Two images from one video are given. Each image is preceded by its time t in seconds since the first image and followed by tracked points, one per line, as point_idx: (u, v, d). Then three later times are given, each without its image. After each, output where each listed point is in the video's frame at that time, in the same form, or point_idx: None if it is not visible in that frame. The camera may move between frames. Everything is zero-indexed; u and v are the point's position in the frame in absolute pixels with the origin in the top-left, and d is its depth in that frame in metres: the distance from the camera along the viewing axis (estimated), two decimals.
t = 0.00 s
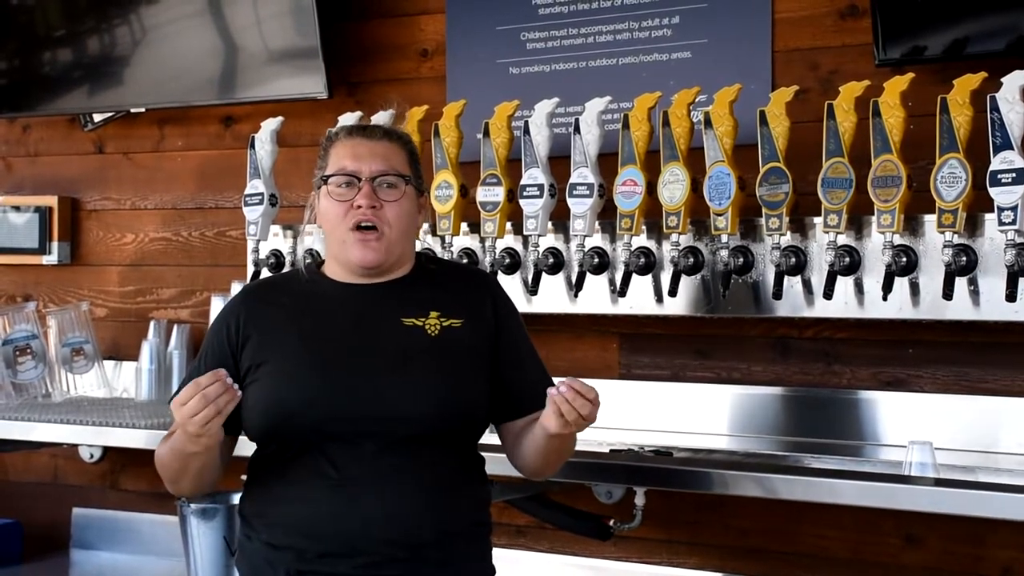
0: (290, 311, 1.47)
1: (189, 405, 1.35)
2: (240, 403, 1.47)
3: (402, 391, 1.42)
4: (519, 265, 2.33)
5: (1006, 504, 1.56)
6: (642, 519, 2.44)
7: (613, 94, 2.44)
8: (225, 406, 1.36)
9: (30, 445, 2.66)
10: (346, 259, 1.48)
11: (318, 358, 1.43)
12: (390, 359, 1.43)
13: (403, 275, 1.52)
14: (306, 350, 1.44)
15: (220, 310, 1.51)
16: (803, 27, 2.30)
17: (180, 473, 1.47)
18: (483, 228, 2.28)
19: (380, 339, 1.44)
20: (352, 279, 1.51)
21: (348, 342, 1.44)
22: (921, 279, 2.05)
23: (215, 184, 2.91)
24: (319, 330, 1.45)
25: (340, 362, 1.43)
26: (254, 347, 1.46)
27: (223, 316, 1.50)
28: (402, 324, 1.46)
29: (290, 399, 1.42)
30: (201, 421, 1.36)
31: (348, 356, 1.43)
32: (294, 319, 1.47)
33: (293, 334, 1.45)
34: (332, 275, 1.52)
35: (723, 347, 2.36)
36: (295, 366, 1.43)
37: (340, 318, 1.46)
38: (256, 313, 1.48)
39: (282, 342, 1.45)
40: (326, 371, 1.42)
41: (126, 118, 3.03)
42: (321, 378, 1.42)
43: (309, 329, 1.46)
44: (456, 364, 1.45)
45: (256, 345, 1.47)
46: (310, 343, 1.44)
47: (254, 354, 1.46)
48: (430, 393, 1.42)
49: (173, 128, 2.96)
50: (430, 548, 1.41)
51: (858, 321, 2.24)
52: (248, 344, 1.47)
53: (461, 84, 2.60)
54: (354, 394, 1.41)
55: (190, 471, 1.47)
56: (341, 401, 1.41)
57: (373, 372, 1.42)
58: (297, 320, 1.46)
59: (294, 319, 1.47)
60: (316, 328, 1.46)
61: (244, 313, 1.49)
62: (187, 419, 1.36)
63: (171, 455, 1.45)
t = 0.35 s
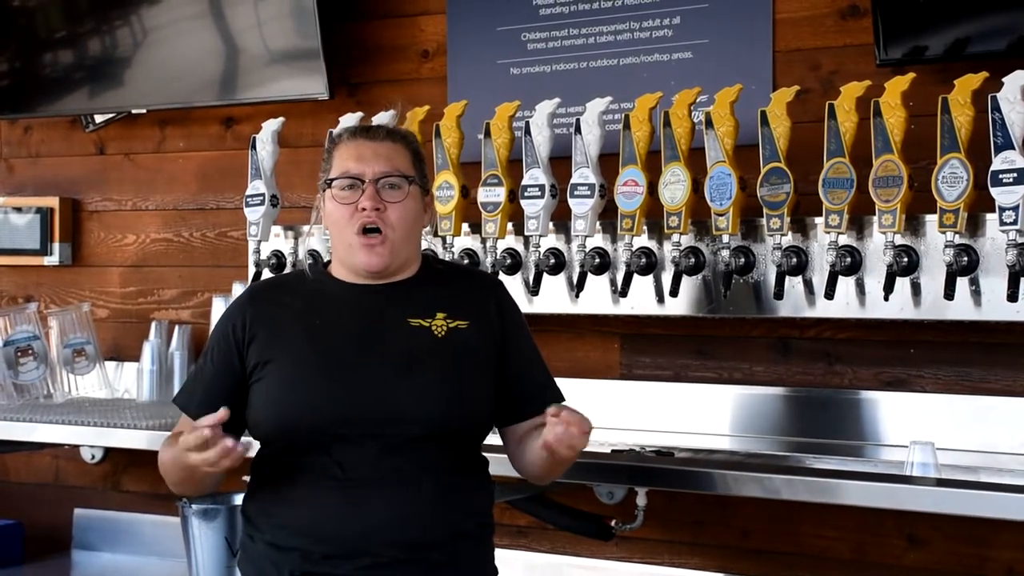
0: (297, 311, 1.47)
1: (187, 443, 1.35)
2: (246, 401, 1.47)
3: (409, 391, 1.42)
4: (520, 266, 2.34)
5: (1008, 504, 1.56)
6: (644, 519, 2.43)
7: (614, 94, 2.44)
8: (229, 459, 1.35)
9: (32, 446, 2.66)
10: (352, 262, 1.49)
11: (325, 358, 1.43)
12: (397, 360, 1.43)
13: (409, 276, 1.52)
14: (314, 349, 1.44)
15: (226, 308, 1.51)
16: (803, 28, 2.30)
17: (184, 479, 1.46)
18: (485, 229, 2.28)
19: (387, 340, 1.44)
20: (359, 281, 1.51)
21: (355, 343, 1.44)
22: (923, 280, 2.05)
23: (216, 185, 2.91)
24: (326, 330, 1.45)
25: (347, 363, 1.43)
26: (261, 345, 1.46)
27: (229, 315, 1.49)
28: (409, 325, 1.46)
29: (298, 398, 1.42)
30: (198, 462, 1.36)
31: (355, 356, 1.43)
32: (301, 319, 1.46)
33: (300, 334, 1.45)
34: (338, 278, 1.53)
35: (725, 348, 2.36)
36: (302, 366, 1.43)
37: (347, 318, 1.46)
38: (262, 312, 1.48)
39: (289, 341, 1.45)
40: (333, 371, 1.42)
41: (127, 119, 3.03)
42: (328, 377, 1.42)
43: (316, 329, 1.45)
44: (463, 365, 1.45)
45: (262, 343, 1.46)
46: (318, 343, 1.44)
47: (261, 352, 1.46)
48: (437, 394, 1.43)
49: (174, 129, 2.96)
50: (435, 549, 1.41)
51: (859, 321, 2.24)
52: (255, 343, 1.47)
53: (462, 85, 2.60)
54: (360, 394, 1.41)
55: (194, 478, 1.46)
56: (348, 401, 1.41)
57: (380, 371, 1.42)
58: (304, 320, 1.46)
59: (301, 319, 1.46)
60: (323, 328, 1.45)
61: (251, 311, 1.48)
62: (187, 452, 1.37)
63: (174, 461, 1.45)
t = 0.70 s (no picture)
0: (307, 312, 1.47)
1: (262, 427, 1.32)
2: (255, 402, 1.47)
3: (417, 393, 1.41)
4: (522, 267, 2.36)
5: (1008, 505, 1.56)
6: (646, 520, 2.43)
7: (615, 95, 2.44)
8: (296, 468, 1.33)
9: (33, 448, 2.65)
10: (353, 272, 1.49)
11: (334, 359, 1.43)
12: (406, 361, 1.43)
13: (411, 278, 1.51)
14: (323, 350, 1.44)
15: (238, 308, 1.51)
16: (805, 29, 2.30)
17: (197, 485, 1.46)
18: (486, 230, 2.28)
19: (396, 342, 1.44)
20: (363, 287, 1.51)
21: (364, 344, 1.44)
22: (924, 281, 2.05)
23: (217, 186, 2.91)
24: (335, 330, 1.45)
25: (356, 364, 1.42)
26: (271, 345, 1.46)
27: (241, 314, 1.50)
28: (418, 328, 1.45)
29: (306, 398, 1.42)
30: (255, 452, 1.33)
31: (364, 358, 1.43)
32: (311, 319, 1.47)
33: (310, 334, 1.45)
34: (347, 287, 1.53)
35: (726, 349, 2.36)
36: (311, 366, 1.43)
37: (357, 319, 1.46)
38: (273, 312, 1.48)
39: (299, 342, 1.45)
40: (342, 372, 1.42)
41: (128, 120, 3.03)
42: (336, 378, 1.42)
43: (326, 329, 1.46)
44: (471, 369, 1.45)
45: (272, 344, 1.46)
46: (326, 343, 1.44)
47: (271, 352, 1.46)
48: (445, 397, 1.42)
49: (175, 130, 2.96)
50: (438, 552, 1.41)
51: (860, 322, 2.24)
52: (265, 344, 1.47)
53: (463, 86, 2.60)
54: (369, 395, 1.41)
55: (207, 485, 1.46)
56: (356, 403, 1.40)
57: (389, 373, 1.42)
58: (315, 320, 1.46)
59: (311, 319, 1.46)
60: (333, 329, 1.45)
61: (261, 311, 1.48)
62: (249, 437, 1.33)
63: (188, 465, 1.45)
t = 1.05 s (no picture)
0: (310, 311, 1.47)
1: (262, 429, 1.32)
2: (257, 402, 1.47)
3: (419, 394, 1.41)
4: (523, 267, 2.36)
5: (1008, 505, 1.56)
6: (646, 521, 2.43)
7: (616, 95, 2.44)
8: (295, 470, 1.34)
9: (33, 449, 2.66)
10: (358, 271, 1.49)
11: (337, 359, 1.43)
12: (408, 362, 1.43)
13: (415, 280, 1.51)
14: (325, 349, 1.43)
15: (241, 306, 1.51)
16: (805, 29, 2.30)
17: (197, 484, 1.46)
18: (486, 230, 2.28)
19: (399, 343, 1.44)
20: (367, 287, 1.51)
21: (367, 344, 1.44)
22: (924, 281, 2.05)
23: (217, 187, 2.91)
24: (337, 330, 1.45)
25: (358, 364, 1.42)
26: (273, 344, 1.46)
27: (243, 312, 1.49)
28: (421, 329, 1.45)
29: (308, 398, 1.42)
30: (254, 454, 1.33)
31: (367, 358, 1.43)
32: (313, 319, 1.46)
33: (312, 334, 1.45)
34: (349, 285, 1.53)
35: (726, 349, 2.36)
36: (313, 365, 1.43)
37: (360, 320, 1.46)
38: (275, 311, 1.48)
39: (301, 341, 1.45)
40: (344, 372, 1.42)
41: (129, 121, 3.03)
42: (338, 378, 1.42)
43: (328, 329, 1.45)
44: (473, 371, 1.45)
45: (275, 343, 1.46)
46: (329, 343, 1.44)
47: (273, 351, 1.46)
48: (447, 399, 1.42)
49: (176, 131, 2.96)
50: (438, 553, 1.42)
51: (861, 322, 2.24)
52: (267, 342, 1.47)
53: (464, 86, 2.60)
54: (371, 395, 1.41)
55: (207, 484, 1.46)
56: (358, 403, 1.40)
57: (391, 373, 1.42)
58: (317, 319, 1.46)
59: (313, 318, 1.46)
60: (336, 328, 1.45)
61: (264, 311, 1.48)
62: (249, 439, 1.33)
63: (189, 463, 1.45)
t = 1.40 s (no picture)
0: (316, 311, 1.47)
1: (270, 428, 1.32)
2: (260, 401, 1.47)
3: (424, 396, 1.41)
4: (522, 267, 2.36)
5: (1008, 505, 1.56)
6: (646, 520, 2.44)
7: (616, 95, 2.44)
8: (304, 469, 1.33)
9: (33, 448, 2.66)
10: (363, 274, 1.49)
11: (343, 358, 1.43)
12: (414, 364, 1.43)
13: (422, 281, 1.52)
14: (329, 349, 1.43)
15: (244, 303, 1.50)
16: (805, 29, 2.30)
17: (200, 482, 1.46)
18: (486, 230, 2.28)
19: (405, 345, 1.44)
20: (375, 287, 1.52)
21: (372, 345, 1.44)
22: (924, 281, 2.05)
23: (217, 187, 2.91)
24: (343, 330, 1.45)
25: (364, 365, 1.42)
26: (277, 343, 1.46)
27: (247, 309, 1.49)
28: (426, 331, 1.46)
29: (312, 397, 1.41)
30: (262, 453, 1.33)
31: (372, 359, 1.43)
32: (318, 318, 1.46)
33: (317, 333, 1.45)
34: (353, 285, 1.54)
35: (726, 348, 2.36)
36: (319, 364, 1.43)
37: (365, 320, 1.45)
38: (280, 309, 1.47)
39: (306, 341, 1.44)
40: (349, 372, 1.42)
41: (128, 121, 3.03)
42: (344, 378, 1.41)
43: (334, 328, 1.45)
44: (478, 375, 1.45)
45: (279, 341, 1.46)
46: (334, 343, 1.44)
47: (277, 350, 1.46)
48: (452, 402, 1.42)
49: (175, 130, 2.96)
50: (439, 555, 1.42)
51: (861, 322, 2.24)
52: (272, 340, 1.46)
53: (464, 86, 2.60)
54: (376, 396, 1.41)
55: (210, 482, 1.46)
56: (364, 404, 1.40)
57: (397, 375, 1.42)
58: (323, 319, 1.46)
59: (318, 318, 1.46)
60: (341, 328, 1.45)
61: (268, 309, 1.47)
62: (256, 438, 1.33)
63: (191, 461, 1.44)
